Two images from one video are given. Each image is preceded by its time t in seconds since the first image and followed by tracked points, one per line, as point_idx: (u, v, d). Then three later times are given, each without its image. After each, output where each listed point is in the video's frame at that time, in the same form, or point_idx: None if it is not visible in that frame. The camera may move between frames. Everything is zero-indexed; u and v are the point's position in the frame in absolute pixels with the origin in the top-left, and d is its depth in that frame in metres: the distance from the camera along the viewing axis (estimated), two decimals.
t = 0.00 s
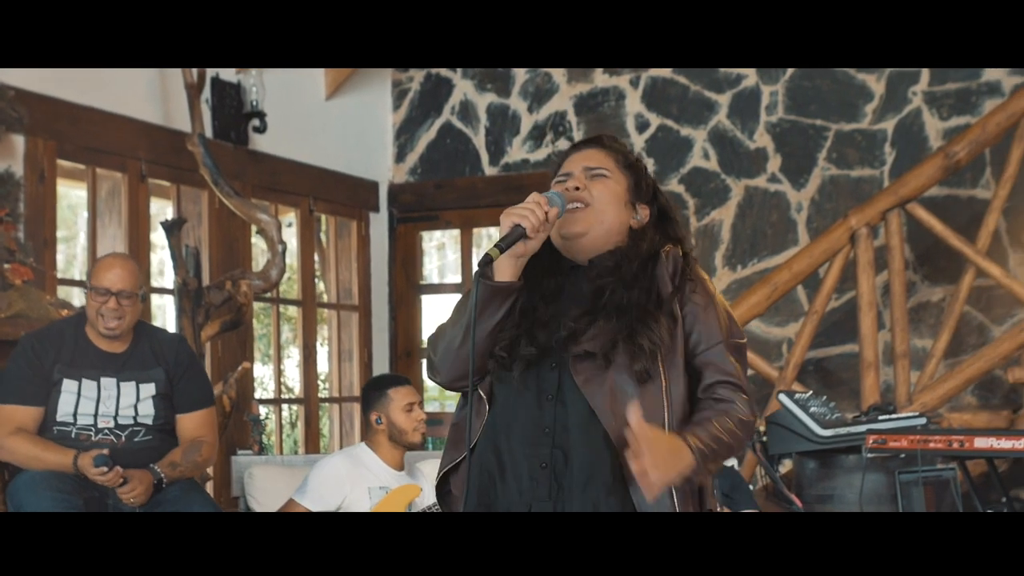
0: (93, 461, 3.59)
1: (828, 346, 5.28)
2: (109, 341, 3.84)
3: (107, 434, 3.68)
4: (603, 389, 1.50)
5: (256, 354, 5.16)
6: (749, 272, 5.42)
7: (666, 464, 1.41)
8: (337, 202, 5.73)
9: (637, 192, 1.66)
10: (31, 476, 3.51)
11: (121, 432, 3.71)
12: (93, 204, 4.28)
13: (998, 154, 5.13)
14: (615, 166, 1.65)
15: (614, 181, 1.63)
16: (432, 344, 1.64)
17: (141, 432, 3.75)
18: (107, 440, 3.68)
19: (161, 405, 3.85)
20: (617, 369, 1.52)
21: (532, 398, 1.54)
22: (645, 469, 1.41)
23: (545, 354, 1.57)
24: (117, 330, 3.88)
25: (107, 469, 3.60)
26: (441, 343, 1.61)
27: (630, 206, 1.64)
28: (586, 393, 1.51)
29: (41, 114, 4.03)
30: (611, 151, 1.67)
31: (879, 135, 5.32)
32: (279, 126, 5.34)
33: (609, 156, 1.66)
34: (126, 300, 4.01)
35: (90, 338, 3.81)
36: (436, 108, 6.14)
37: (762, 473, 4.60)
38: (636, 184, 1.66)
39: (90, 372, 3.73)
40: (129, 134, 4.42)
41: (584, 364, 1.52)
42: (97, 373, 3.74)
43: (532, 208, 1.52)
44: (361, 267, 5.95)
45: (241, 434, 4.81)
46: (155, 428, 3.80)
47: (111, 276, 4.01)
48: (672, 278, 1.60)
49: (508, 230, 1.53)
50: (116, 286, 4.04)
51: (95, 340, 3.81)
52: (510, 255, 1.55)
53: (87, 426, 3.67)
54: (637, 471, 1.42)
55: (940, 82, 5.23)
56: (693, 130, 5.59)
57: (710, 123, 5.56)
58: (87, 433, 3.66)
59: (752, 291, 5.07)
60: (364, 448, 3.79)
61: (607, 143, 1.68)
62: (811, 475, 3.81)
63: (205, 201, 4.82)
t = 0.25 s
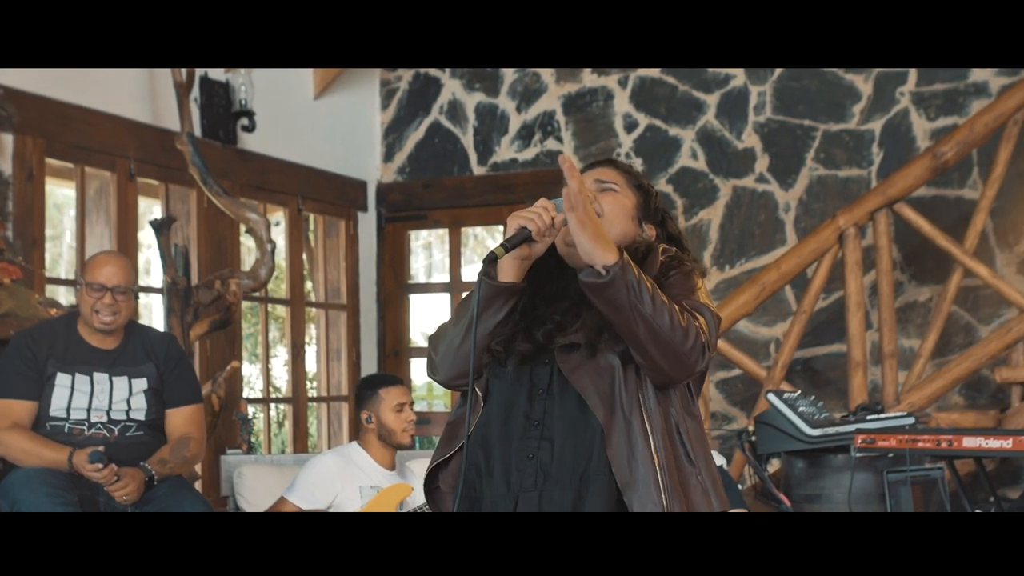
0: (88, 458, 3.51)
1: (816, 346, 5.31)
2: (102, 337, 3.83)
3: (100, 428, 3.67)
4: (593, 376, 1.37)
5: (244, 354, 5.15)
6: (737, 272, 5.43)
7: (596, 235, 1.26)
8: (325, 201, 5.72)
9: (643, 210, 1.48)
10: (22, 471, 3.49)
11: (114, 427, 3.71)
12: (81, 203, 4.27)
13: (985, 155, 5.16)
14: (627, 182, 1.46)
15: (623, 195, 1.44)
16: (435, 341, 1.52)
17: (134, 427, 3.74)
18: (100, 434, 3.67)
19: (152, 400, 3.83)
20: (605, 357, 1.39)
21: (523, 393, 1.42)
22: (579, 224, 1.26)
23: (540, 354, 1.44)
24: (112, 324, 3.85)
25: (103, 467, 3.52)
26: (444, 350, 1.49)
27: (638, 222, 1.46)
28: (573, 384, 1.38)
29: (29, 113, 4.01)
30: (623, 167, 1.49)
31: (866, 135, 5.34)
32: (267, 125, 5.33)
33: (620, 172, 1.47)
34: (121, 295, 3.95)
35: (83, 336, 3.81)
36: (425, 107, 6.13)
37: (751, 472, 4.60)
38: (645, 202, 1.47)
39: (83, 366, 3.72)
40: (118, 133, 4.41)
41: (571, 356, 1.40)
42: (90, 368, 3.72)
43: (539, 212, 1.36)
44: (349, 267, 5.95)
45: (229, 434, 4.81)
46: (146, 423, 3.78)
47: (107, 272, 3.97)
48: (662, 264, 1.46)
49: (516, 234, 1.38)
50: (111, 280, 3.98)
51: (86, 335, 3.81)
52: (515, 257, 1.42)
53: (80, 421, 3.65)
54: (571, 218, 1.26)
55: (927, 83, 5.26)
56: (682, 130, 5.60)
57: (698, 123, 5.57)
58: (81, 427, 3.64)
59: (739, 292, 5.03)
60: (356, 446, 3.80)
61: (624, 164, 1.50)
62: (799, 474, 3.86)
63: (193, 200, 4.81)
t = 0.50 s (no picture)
0: (78, 454, 3.51)
1: (802, 346, 5.33)
2: (90, 334, 3.81)
3: (90, 424, 3.67)
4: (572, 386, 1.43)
5: (230, 354, 5.14)
6: (723, 272, 5.45)
7: (569, 296, 1.33)
8: (312, 201, 5.72)
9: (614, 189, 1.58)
10: (13, 470, 3.48)
11: (103, 423, 3.70)
12: (68, 202, 4.26)
13: (970, 156, 5.19)
14: (592, 161, 1.56)
15: (591, 176, 1.54)
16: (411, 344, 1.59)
17: (123, 423, 3.74)
18: (90, 430, 3.66)
19: (140, 396, 3.83)
20: (587, 363, 1.45)
21: (508, 398, 1.48)
22: (552, 297, 1.32)
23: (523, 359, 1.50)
24: (100, 320, 3.85)
25: (93, 463, 3.52)
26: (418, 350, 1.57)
27: (608, 202, 1.56)
28: (559, 394, 1.44)
29: (15, 111, 3.99)
30: (584, 145, 1.59)
31: (853, 136, 5.36)
32: (254, 124, 5.31)
33: (583, 151, 1.58)
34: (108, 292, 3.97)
35: (71, 333, 3.79)
36: (412, 107, 6.13)
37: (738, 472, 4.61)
38: (613, 179, 1.58)
39: (71, 362, 3.71)
40: (104, 131, 4.39)
41: (553, 362, 1.45)
42: (78, 364, 3.71)
43: (506, 210, 1.41)
44: (336, 266, 5.94)
45: (216, 434, 4.80)
46: (135, 419, 3.79)
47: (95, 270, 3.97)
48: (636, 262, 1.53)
49: (485, 234, 1.45)
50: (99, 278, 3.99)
51: (75, 334, 3.78)
52: (483, 259, 1.52)
53: (69, 417, 3.64)
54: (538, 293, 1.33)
55: (913, 84, 5.28)
56: (668, 130, 5.61)
57: (684, 123, 5.58)
58: (70, 423, 3.64)
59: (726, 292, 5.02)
60: (345, 446, 3.79)
61: (584, 139, 1.60)
62: (787, 474, 3.87)
63: (180, 199, 4.80)
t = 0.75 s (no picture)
0: (62, 453, 3.49)
1: (788, 345, 5.35)
2: (76, 332, 3.79)
3: (76, 419, 3.66)
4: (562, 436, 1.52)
5: (216, 353, 5.13)
6: (709, 272, 5.46)
7: (615, 490, 1.41)
8: (299, 200, 5.71)
9: (559, 170, 1.64)
10: None
11: (89, 418, 3.70)
12: (54, 201, 4.24)
13: (955, 156, 5.22)
14: (534, 150, 1.61)
15: (536, 169, 1.60)
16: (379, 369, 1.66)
17: (110, 419, 3.74)
18: (76, 425, 3.66)
19: (125, 393, 3.81)
20: (565, 409, 1.54)
21: (496, 438, 1.57)
22: (598, 499, 1.40)
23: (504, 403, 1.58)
24: (85, 318, 3.82)
25: (77, 461, 3.49)
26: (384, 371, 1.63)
27: (556, 190, 1.63)
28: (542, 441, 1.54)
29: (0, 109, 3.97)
30: (527, 129, 1.64)
31: (838, 136, 5.38)
32: (240, 122, 5.30)
33: (524, 138, 1.62)
34: (92, 289, 3.91)
35: (57, 332, 3.77)
36: (398, 106, 6.12)
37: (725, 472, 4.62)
38: (557, 162, 1.63)
39: (57, 360, 3.69)
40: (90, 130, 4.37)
41: (536, 409, 1.54)
42: (64, 361, 3.69)
43: (458, 237, 1.53)
44: (322, 265, 5.93)
45: (202, 433, 4.79)
46: (121, 415, 3.78)
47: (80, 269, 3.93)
48: (608, 287, 1.60)
49: (435, 267, 1.57)
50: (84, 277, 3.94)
51: (61, 334, 3.76)
52: (442, 292, 1.59)
53: (56, 412, 3.64)
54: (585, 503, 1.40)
55: (899, 84, 5.31)
56: (655, 130, 5.62)
57: (671, 123, 5.59)
58: (57, 419, 3.64)
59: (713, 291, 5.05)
60: (333, 445, 3.79)
61: (524, 121, 1.64)
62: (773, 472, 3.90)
63: (166, 198, 4.79)
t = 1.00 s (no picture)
0: (52, 453, 3.48)
1: (779, 345, 5.36)
2: (65, 333, 3.76)
3: (68, 417, 3.66)
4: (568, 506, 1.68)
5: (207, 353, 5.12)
6: (700, 271, 5.47)
7: None
8: (290, 199, 5.70)
9: (536, 223, 1.71)
10: None
11: (81, 416, 3.69)
12: (45, 200, 4.23)
13: (945, 156, 5.23)
14: (509, 205, 1.66)
15: (512, 225, 1.65)
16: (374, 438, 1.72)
17: (101, 417, 3.74)
18: (68, 423, 3.66)
19: (116, 391, 3.80)
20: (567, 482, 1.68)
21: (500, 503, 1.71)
22: None
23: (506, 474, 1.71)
24: (74, 318, 3.78)
25: (68, 462, 3.51)
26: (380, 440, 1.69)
27: (531, 243, 1.69)
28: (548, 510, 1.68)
29: None
30: (501, 183, 1.69)
31: (829, 136, 5.39)
32: (232, 121, 5.29)
33: (498, 191, 1.67)
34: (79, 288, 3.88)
35: (45, 331, 3.74)
36: (389, 105, 6.12)
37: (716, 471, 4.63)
38: (530, 213, 1.69)
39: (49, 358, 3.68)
40: (82, 129, 4.36)
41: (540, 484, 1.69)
42: (55, 360, 3.68)
43: (441, 321, 1.57)
44: (314, 265, 5.93)
45: (194, 432, 4.78)
46: (113, 413, 3.78)
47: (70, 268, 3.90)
48: (597, 357, 1.75)
49: (424, 357, 1.60)
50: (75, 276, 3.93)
51: (51, 335, 3.74)
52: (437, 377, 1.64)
53: (47, 411, 3.63)
54: None
55: (889, 84, 5.32)
56: (646, 129, 5.62)
57: (662, 123, 5.60)
58: (48, 417, 3.63)
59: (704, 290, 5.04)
60: (325, 445, 3.79)
61: (498, 173, 1.69)
62: (765, 472, 3.88)
63: (158, 197, 4.78)
